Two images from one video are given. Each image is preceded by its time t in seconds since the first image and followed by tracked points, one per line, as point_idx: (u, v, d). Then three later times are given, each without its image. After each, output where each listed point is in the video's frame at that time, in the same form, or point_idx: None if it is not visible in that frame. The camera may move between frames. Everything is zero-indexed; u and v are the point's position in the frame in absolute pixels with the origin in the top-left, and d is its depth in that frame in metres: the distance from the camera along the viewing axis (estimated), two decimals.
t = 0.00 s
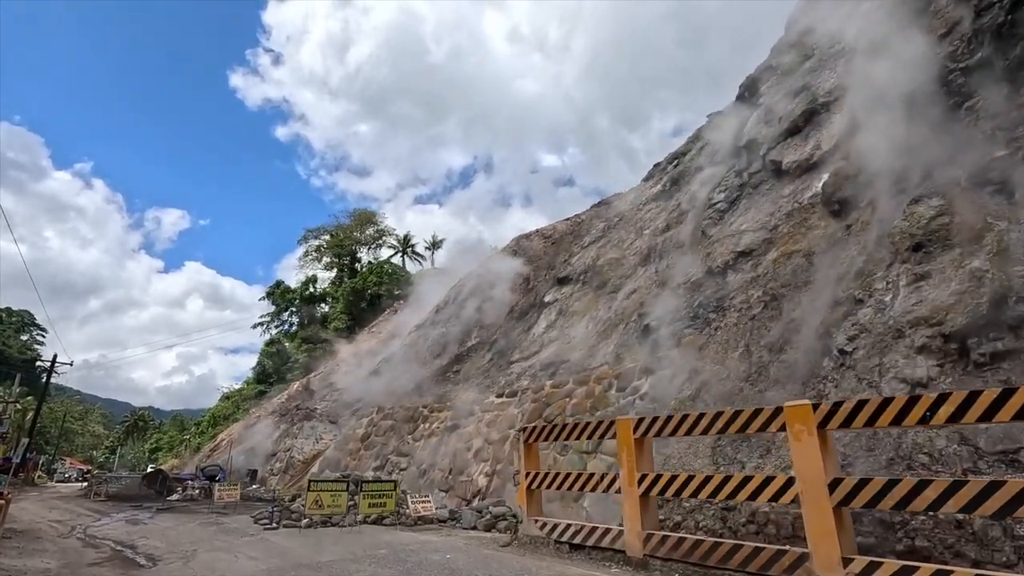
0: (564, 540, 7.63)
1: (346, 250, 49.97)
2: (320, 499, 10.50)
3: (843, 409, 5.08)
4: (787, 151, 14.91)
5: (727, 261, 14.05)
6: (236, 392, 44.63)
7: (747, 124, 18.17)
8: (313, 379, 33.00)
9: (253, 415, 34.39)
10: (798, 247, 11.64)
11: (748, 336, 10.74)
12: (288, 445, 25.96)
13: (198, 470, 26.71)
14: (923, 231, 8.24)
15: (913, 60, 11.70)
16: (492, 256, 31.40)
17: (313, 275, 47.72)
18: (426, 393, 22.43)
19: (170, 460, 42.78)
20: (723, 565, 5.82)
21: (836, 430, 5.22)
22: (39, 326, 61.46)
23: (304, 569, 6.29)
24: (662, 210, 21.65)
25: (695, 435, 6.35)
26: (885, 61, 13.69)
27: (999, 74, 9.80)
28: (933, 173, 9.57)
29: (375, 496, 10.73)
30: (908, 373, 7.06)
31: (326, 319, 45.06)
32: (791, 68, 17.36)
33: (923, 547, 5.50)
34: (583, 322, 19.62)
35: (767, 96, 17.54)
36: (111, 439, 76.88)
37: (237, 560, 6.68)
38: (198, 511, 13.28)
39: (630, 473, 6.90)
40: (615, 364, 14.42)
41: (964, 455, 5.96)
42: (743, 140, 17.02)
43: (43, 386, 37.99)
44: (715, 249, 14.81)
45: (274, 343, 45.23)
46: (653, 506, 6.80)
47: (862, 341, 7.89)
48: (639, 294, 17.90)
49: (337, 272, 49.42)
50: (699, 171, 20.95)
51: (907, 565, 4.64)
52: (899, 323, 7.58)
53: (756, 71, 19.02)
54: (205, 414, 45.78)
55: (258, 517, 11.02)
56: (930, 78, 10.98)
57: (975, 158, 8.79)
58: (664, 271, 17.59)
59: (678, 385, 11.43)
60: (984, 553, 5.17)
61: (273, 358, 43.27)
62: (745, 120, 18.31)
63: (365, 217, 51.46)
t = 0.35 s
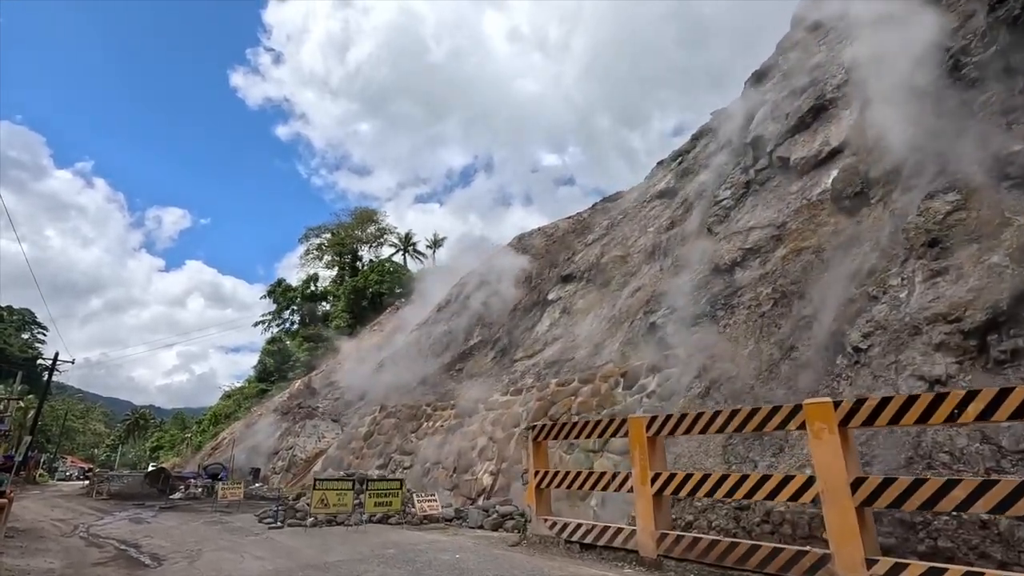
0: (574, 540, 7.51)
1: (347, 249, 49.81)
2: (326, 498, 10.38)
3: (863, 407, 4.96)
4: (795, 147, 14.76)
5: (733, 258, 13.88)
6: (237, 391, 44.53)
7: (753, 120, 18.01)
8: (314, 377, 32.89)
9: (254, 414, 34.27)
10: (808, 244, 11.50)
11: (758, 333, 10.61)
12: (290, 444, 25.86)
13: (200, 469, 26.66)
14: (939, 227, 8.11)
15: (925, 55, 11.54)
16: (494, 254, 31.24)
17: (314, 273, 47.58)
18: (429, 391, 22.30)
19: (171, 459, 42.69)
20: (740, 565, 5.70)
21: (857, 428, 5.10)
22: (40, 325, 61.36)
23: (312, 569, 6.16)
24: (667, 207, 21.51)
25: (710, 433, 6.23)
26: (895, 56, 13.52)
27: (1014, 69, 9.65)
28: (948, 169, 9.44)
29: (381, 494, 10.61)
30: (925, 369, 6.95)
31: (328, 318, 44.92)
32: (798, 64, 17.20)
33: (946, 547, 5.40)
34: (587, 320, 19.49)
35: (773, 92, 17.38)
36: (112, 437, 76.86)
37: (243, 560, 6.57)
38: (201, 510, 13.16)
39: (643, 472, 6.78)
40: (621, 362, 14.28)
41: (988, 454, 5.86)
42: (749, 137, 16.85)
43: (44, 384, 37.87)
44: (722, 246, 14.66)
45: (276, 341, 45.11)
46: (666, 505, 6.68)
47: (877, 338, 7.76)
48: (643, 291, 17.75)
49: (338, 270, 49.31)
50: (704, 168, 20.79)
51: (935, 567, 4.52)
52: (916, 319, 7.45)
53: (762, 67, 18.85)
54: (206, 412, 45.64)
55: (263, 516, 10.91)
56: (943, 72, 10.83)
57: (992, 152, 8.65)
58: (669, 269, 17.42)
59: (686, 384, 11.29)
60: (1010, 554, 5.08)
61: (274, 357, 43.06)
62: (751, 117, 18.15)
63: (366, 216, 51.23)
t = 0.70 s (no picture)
0: (579, 526, 7.44)
1: (342, 235, 49.43)
2: (326, 485, 10.30)
3: (880, 392, 4.87)
4: (797, 130, 14.59)
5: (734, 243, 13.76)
6: (233, 378, 44.34)
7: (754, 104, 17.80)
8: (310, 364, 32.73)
9: (250, 401, 34.12)
10: (811, 228, 11.38)
11: (761, 318, 10.53)
12: (287, 431, 25.77)
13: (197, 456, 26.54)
14: (949, 210, 8.01)
15: (933, 35, 11.37)
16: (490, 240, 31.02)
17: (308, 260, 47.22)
18: (426, 377, 22.21)
19: (167, 446, 42.55)
20: (750, 551, 5.63)
21: (872, 412, 5.01)
22: (31, 313, 60.80)
23: (316, 556, 6.06)
24: (666, 192, 21.34)
25: (721, 418, 6.15)
26: (900, 37, 13.34)
27: None
28: (956, 151, 9.31)
29: (382, 481, 10.53)
30: (935, 353, 6.88)
31: (323, 305, 44.67)
32: (800, 46, 16.98)
33: (958, 532, 5.36)
34: (585, 306, 19.37)
35: (774, 75, 17.17)
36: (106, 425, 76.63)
37: (246, 548, 6.45)
38: (199, 497, 13.04)
39: (650, 457, 6.70)
40: (621, 347, 14.19)
41: (999, 438, 5.81)
42: (750, 121, 16.65)
43: (38, 371, 37.62)
44: (723, 230, 14.53)
45: (271, 328, 44.86)
46: (674, 490, 6.60)
47: (885, 322, 7.68)
48: (643, 277, 17.64)
49: (333, 257, 48.99)
50: (703, 153, 20.60)
51: (953, 552, 4.45)
52: (925, 303, 7.37)
53: (763, 49, 18.61)
54: (202, 399, 45.48)
55: (262, 503, 10.81)
56: (952, 53, 10.67)
57: (1002, 134, 8.53)
58: (668, 255, 17.27)
59: (689, 369, 11.19)
60: None
61: (269, 344, 42.74)
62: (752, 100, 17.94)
63: (361, 202, 50.72)
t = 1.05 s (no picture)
0: (573, 500, 7.44)
1: (329, 210, 48.78)
2: (318, 459, 10.25)
3: (880, 366, 4.85)
4: (794, 106, 14.44)
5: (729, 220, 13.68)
6: (220, 353, 44.00)
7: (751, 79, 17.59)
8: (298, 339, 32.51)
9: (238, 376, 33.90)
10: (807, 206, 11.33)
11: (755, 294, 10.50)
12: (276, 406, 25.66)
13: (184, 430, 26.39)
14: (949, 187, 7.96)
15: (935, 10, 11.21)
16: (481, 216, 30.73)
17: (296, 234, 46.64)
18: (416, 353, 22.12)
19: (153, 421, 42.30)
20: (745, 524, 5.62)
21: (872, 386, 4.99)
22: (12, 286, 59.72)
23: (310, 529, 5.99)
24: (659, 169, 21.16)
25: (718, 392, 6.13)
26: (901, 12, 13.16)
27: None
28: (956, 129, 9.25)
29: (374, 455, 10.48)
30: (931, 330, 6.87)
31: (311, 280, 44.25)
32: (799, 20, 16.74)
33: (951, 505, 5.38)
34: (577, 283, 19.29)
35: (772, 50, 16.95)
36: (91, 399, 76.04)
37: (238, 521, 6.36)
38: (188, 471, 12.95)
39: (646, 431, 6.67)
40: (613, 324, 14.15)
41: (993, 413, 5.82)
42: (746, 97, 16.48)
43: (19, 344, 37.03)
44: (718, 207, 14.43)
45: (258, 304, 44.45)
46: (669, 464, 6.59)
47: (881, 299, 7.67)
48: (635, 254, 17.57)
49: (321, 232, 48.44)
50: (698, 129, 20.40)
51: (950, 525, 4.44)
52: (922, 280, 7.35)
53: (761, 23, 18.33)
54: (189, 375, 45.15)
55: (253, 477, 10.73)
56: (954, 28, 10.53)
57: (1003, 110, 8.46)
58: (661, 232, 17.16)
59: (682, 345, 11.17)
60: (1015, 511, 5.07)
61: (256, 319, 42.38)
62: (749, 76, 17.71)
63: (349, 176, 49.97)
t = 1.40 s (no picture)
0: (560, 469, 7.45)
1: (311, 180, 47.87)
2: (301, 428, 10.13)
3: (874, 334, 4.84)
4: (786, 79, 14.32)
5: (717, 194, 13.61)
6: (199, 324, 43.40)
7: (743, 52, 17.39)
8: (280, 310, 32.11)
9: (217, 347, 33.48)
10: (797, 180, 11.30)
11: (743, 267, 10.48)
12: (257, 377, 25.42)
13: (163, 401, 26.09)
14: (941, 161, 7.94)
15: None
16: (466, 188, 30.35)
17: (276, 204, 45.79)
18: (400, 325, 21.95)
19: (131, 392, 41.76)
20: (733, 491, 5.62)
21: (863, 354, 4.98)
22: None
23: (293, 497, 5.90)
24: (647, 142, 20.99)
25: (709, 362, 6.09)
26: None
27: None
28: (948, 103, 9.22)
29: (359, 425, 10.39)
30: (919, 302, 6.90)
31: (292, 252, 43.60)
32: None
33: (935, 473, 5.45)
34: (563, 256, 19.20)
35: (765, 23, 16.74)
36: (66, 370, 74.91)
37: (219, 489, 6.25)
38: (168, 440, 12.76)
39: (635, 400, 6.65)
40: (599, 297, 14.11)
41: (979, 385, 5.87)
42: (737, 70, 16.30)
43: None
44: (706, 181, 14.36)
45: (238, 275, 43.77)
46: (657, 433, 6.59)
47: (870, 272, 7.68)
48: (622, 228, 17.48)
49: (302, 203, 47.62)
50: (688, 103, 20.22)
51: (938, 491, 4.47)
52: (912, 253, 7.36)
53: None
54: (167, 346, 44.52)
55: (235, 447, 10.59)
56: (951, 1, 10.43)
57: (998, 84, 8.43)
58: (649, 206, 17.06)
59: (669, 318, 11.16)
60: (998, 479, 5.14)
61: (235, 290, 41.69)
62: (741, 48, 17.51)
63: (331, 146, 48.99)
